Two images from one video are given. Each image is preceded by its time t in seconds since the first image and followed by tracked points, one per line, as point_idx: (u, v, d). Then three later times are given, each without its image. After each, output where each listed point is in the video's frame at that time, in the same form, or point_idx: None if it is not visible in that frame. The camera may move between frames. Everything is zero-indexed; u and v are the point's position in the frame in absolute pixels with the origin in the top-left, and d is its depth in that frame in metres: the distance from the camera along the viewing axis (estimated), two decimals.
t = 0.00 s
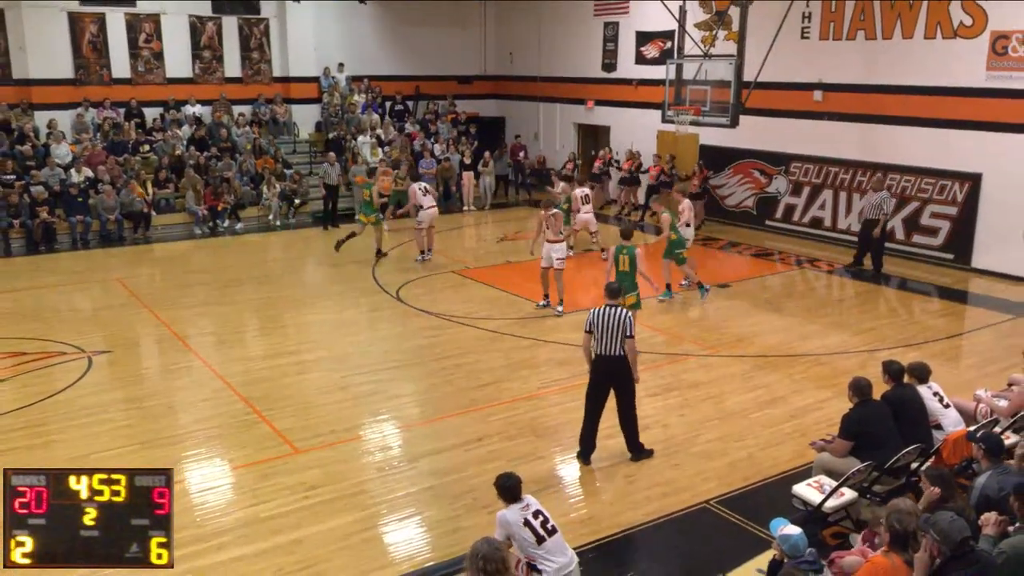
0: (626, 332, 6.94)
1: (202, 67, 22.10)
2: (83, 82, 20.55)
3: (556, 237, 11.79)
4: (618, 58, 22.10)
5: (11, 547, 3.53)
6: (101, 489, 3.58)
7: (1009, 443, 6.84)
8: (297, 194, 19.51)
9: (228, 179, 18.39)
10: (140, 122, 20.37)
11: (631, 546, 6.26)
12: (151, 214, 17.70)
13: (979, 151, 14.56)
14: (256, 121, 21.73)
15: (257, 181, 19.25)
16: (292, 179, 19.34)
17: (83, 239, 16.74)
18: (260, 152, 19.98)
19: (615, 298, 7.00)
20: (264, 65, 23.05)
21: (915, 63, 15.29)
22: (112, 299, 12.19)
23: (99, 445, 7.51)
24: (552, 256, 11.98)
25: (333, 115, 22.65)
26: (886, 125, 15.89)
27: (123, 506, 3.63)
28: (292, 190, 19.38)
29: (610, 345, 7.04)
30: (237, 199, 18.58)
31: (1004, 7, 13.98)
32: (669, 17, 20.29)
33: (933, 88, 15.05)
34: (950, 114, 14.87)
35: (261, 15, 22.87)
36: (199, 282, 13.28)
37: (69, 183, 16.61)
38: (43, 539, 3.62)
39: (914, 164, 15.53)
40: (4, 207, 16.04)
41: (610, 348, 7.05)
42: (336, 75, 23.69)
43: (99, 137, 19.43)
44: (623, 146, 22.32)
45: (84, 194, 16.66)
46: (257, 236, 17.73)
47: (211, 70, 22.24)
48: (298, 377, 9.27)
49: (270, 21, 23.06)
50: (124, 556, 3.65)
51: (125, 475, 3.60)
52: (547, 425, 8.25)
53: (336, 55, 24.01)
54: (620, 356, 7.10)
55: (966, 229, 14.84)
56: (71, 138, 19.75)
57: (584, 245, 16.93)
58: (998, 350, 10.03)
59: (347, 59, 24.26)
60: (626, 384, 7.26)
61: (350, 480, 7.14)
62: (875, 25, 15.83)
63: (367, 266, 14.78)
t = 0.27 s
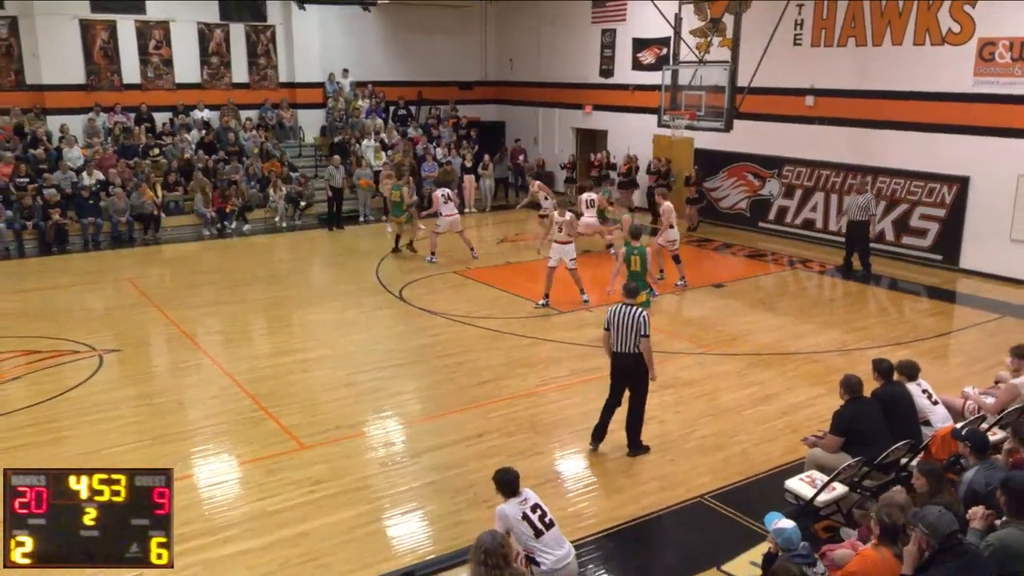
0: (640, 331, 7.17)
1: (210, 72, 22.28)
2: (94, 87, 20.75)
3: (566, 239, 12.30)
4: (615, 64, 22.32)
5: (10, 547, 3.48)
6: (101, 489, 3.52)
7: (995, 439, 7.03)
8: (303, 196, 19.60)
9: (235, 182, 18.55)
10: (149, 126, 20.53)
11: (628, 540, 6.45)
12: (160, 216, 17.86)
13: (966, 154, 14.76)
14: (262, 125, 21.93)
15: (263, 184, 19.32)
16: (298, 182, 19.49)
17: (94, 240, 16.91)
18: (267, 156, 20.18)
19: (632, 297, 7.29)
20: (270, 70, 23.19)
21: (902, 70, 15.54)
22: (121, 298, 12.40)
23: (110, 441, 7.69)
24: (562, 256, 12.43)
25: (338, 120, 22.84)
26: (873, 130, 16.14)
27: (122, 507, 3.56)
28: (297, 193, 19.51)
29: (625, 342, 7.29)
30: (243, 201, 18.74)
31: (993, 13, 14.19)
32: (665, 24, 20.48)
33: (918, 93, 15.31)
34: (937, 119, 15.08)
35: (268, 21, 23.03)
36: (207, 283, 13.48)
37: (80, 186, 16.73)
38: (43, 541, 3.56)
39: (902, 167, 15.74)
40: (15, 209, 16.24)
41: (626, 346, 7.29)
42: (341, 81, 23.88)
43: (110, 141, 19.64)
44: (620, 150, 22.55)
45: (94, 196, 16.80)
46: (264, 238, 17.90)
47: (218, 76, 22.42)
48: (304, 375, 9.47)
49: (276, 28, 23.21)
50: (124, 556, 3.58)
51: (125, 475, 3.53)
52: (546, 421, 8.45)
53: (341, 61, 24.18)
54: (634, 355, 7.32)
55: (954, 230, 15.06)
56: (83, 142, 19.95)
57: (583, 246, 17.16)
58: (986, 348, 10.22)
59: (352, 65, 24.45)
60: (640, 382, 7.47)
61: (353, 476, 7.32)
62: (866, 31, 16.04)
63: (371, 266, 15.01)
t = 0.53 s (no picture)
0: (648, 329, 7.37)
1: (216, 77, 22.42)
2: (103, 91, 20.92)
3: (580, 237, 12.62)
4: (613, 69, 22.47)
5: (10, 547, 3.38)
6: (102, 489, 3.42)
7: (985, 436, 7.19)
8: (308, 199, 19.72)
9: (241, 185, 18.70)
10: (156, 130, 20.77)
11: (625, 534, 6.60)
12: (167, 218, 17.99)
13: (958, 157, 14.92)
14: (267, 128, 22.09)
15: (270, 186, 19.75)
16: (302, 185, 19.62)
17: (102, 241, 17.04)
18: (272, 159, 20.33)
19: (642, 297, 7.52)
20: (275, 75, 23.34)
21: (895, 74, 15.71)
22: (128, 298, 12.55)
23: (118, 438, 7.84)
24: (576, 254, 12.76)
25: (341, 124, 23.00)
26: (866, 132, 16.31)
27: (124, 506, 3.46)
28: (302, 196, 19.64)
29: (633, 340, 7.48)
30: (249, 203, 18.88)
31: (984, 18, 14.34)
32: (662, 29, 20.61)
33: (910, 96, 15.47)
34: (929, 122, 15.25)
35: (273, 27, 23.16)
36: (212, 283, 13.63)
37: (89, 188, 16.84)
38: (43, 541, 3.46)
39: (895, 169, 15.90)
40: (24, 211, 16.36)
41: (634, 343, 7.46)
42: (345, 85, 24.04)
43: (118, 145, 19.81)
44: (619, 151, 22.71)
45: (102, 199, 16.94)
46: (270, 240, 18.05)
47: (225, 80, 22.56)
48: (308, 374, 9.62)
49: (281, 33, 23.36)
50: (123, 556, 3.48)
51: (125, 474, 3.43)
52: (546, 418, 8.61)
53: (344, 65, 24.32)
54: (642, 353, 7.49)
55: (946, 232, 15.23)
56: (91, 145, 20.11)
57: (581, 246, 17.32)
58: (977, 347, 10.38)
59: (355, 70, 24.59)
60: (644, 381, 7.61)
61: (357, 472, 7.48)
62: (859, 36, 16.21)
63: (373, 267, 15.19)
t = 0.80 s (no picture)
0: (655, 326, 7.47)
1: (220, 79, 22.51)
2: (108, 93, 21.05)
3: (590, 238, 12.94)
4: (612, 71, 22.58)
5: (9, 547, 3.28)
6: (102, 488, 3.33)
7: (978, 434, 7.30)
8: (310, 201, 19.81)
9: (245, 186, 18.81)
10: (162, 132, 20.57)
11: (624, 531, 6.70)
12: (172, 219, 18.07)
13: (951, 159, 15.03)
14: (270, 131, 22.20)
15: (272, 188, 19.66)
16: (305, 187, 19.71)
17: (107, 241, 17.11)
18: (275, 161, 20.43)
19: (649, 295, 7.63)
20: (278, 78, 23.44)
21: (891, 77, 15.80)
22: (132, 298, 12.64)
23: (123, 437, 7.93)
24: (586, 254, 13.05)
25: (343, 126, 23.10)
26: (860, 134, 16.43)
27: (123, 506, 3.38)
28: (306, 197, 19.70)
29: (641, 338, 7.61)
30: (253, 205, 18.95)
31: (978, 22, 14.44)
32: (660, 32, 20.72)
33: (905, 100, 15.58)
34: (924, 124, 15.35)
35: (275, 30, 23.26)
36: (216, 283, 13.72)
37: (94, 190, 16.95)
38: (42, 541, 3.37)
39: (889, 171, 16.02)
40: (30, 211, 16.44)
41: (642, 340, 7.60)
42: (347, 87, 24.15)
43: (123, 146, 19.91)
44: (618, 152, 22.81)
45: (107, 200, 17.02)
46: (273, 241, 18.15)
47: (229, 83, 22.64)
48: (311, 373, 9.72)
49: (284, 36, 23.46)
50: (123, 557, 3.39)
51: (125, 475, 3.35)
52: (546, 417, 8.71)
53: (347, 68, 24.41)
54: (649, 350, 7.61)
55: (940, 233, 15.34)
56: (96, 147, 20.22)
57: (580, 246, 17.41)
58: (973, 347, 10.49)
59: (357, 72, 24.68)
60: (652, 378, 7.73)
61: (359, 470, 7.57)
62: (854, 40, 16.31)
63: (373, 267, 15.30)
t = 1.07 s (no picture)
0: (670, 325, 7.32)
1: (214, 75, 22.36)
2: (99, 89, 20.87)
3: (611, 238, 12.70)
4: (615, 66, 22.39)
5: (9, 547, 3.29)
6: (102, 489, 3.34)
7: (989, 437, 7.14)
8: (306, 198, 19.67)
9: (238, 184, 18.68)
10: (153, 129, 20.77)
11: (627, 537, 6.54)
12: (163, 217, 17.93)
13: (961, 155, 14.85)
14: (265, 127, 22.03)
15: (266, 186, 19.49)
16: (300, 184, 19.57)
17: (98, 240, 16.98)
18: (270, 158, 20.27)
19: (660, 293, 7.46)
20: (273, 73, 23.28)
21: (899, 71, 15.62)
22: (125, 298, 12.48)
23: (115, 439, 7.77)
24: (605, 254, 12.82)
25: (340, 122, 22.93)
26: (868, 131, 16.24)
27: (124, 507, 3.39)
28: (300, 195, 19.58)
29: (655, 337, 7.47)
30: (246, 203, 18.81)
31: (988, 15, 14.28)
32: (664, 26, 20.56)
33: (913, 95, 15.40)
34: (933, 120, 15.17)
35: (270, 24, 23.11)
36: (211, 282, 13.56)
37: (84, 188, 16.84)
38: (43, 542, 3.37)
39: (898, 169, 15.83)
40: (20, 210, 16.30)
41: (656, 340, 7.46)
42: (343, 83, 23.97)
43: (114, 143, 19.76)
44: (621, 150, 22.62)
45: (98, 198, 16.92)
46: (268, 240, 17.99)
47: (222, 78, 22.50)
48: (308, 374, 9.55)
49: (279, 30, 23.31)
50: (123, 557, 3.40)
51: (125, 475, 3.37)
52: (548, 419, 8.54)
53: (343, 63, 24.23)
54: (665, 349, 7.48)
55: (950, 231, 15.15)
56: (87, 144, 20.07)
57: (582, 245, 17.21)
58: (982, 347, 10.31)
59: (354, 67, 24.50)
60: (669, 376, 7.60)
61: (356, 473, 7.41)
62: (862, 34, 16.15)
63: (371, 266, 15.10)
